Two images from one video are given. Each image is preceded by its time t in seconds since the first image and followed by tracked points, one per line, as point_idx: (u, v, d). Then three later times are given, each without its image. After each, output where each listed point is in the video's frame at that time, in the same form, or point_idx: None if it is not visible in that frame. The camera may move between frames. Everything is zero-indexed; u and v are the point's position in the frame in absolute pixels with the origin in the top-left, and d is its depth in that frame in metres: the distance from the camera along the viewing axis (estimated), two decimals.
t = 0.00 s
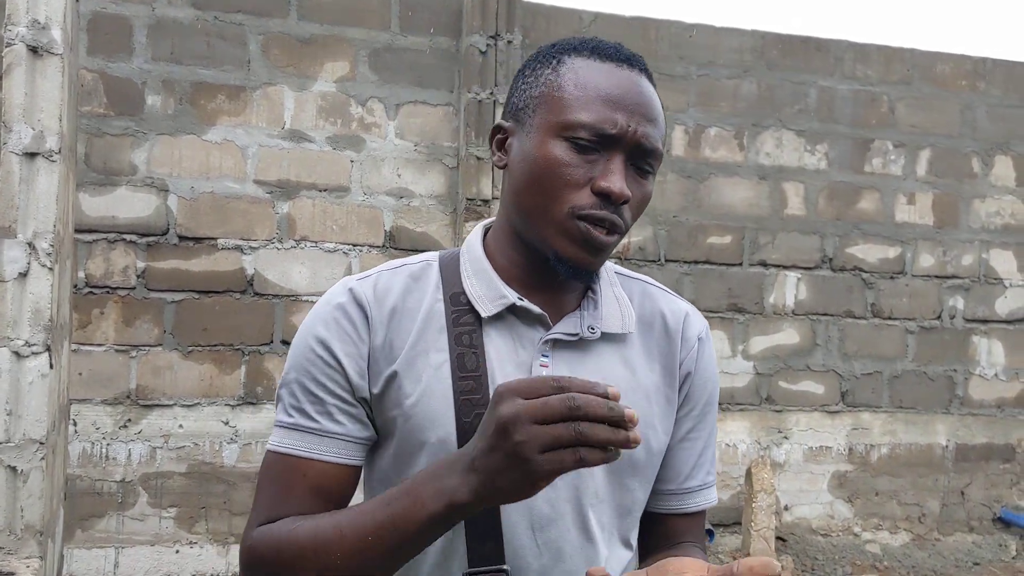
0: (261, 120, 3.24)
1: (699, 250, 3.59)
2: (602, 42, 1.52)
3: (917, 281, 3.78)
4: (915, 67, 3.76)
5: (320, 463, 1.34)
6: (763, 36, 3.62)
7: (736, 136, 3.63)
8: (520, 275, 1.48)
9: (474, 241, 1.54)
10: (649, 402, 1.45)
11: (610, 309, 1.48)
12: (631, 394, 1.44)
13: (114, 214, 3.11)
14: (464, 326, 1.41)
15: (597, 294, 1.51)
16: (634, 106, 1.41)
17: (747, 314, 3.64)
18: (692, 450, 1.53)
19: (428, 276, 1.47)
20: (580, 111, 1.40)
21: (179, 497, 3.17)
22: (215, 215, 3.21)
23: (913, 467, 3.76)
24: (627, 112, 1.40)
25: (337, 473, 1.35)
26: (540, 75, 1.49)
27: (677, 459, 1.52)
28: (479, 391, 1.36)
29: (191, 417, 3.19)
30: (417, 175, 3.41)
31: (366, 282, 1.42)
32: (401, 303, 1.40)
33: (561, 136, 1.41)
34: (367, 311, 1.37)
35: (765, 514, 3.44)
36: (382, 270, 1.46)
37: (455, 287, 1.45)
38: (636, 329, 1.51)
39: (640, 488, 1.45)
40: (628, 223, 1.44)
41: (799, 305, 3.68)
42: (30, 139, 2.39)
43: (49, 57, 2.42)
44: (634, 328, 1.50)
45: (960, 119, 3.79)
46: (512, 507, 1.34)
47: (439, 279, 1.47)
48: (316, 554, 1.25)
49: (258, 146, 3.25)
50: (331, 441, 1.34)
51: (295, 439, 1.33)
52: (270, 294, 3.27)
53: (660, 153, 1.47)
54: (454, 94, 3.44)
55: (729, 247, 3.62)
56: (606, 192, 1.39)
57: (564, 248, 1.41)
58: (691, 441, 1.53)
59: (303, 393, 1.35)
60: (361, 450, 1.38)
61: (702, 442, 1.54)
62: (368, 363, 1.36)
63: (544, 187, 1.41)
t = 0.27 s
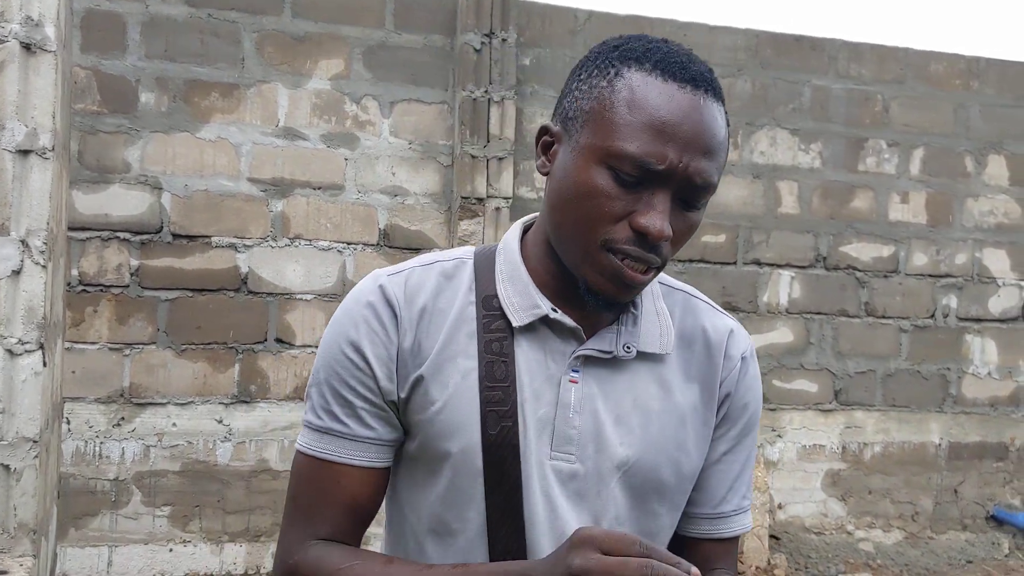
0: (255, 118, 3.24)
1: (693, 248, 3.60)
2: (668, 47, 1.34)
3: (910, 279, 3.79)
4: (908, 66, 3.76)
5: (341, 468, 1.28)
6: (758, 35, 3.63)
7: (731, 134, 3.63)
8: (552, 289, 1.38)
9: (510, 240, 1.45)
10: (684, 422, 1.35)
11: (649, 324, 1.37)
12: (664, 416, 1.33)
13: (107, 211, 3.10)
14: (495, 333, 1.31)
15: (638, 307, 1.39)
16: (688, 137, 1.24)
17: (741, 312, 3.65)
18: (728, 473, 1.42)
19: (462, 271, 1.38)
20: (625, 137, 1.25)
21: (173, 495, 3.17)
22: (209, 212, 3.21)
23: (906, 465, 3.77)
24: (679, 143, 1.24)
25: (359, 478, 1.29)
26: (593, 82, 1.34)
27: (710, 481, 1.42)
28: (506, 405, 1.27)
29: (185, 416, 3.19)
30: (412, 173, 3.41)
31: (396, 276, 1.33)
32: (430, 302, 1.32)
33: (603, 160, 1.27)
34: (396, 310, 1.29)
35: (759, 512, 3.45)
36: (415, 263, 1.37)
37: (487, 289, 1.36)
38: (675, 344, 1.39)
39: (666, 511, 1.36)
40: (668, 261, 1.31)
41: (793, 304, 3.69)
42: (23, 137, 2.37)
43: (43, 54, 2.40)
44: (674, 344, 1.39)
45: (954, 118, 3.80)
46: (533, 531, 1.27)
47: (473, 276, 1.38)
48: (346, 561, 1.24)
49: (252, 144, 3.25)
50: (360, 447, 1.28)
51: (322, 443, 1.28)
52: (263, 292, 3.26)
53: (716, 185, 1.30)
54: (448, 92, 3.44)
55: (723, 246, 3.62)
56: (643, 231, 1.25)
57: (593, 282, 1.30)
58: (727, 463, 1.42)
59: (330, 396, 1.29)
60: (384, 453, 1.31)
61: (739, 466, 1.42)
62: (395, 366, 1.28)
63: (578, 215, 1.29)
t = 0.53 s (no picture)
0: (254, 117, 3.24)
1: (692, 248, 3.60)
2: (704, 59, 1.34)
3: (909, 279, 3.79)
4: (907, 66, 3.76)
5: (357, 461, 1.37)
6: (757, 34, 3.62)
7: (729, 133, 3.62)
8: (581, 305, 1.43)
9: (545, 249, 1.51)
10: (708, 445, 1.38)
11: (679, 345, 1.40)
12: (686, 438, 1.37)
13: (107, 211, 3.10)
14: (519, 344, 1.39)
15: (669, 328, 1.43)
16: (715, 154, 1.23)
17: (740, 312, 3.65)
18: (760, 498, 1.43)
19: (489, 279, 1.47)
20: (650, 153, 1.26)
21: (172, 495, 3.17)
22: (208, 212, 3.21)
23: (905, 464, 3.77)
24: (705, 160, 1.23)
25: (365, 469, 1.37)
26: (624, 96, 1.35)
27: (742, 505, 1.44)
28: (525, 418, 1.35)
29: (184, 415, 3.19)
30: (411, 172, 3.41)
31: (422, 279, 1.44)
32: (452, 309, 1.41)
33: (627, 176, 1.28)
34: (417, 312, 1.40)
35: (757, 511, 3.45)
36: (440, 268, 1.47)
37: (516, 299, 1.43)
38: (706, 367, 1.42)
39: (688, 532, 1.40)
40: (693, 280, 1.30)
41: (792, 303, 3.69)
42: (23, 136, 2.36)
43: (42, 54, 2.40)
44: (704, 365, 1.42)
45: (953, 117, 3.81)
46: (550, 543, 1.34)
47: (501, 285, 1.46)
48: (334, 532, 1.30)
49: (251, 143, 3.25)
50: (369, 440, 1.37)
51: (335, 432, 1.37)
52: (262, 292, 3.26)
53: (748, 202, 1.29)
54: (447, 92, 3.44)
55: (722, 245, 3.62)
56: (664, 251, 1.25)
57: (616, 297, 1.32)
58: (759, 487, 1.44)
59: (347, 387, 1.39)
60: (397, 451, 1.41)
61: (772, 490, 1.44)
62: (410, 366, 1.39)
63: (602, 230, 1.31)
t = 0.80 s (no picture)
0: (253, 117, 3.24)
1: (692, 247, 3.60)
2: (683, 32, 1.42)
3: (909, 279, 3.80)
4: (907, 66, 3.76)
5: (370, 454, 1.41)
6: (757, 34, 3.62)
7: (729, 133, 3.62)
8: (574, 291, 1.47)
9: (550, 245, 1.55)
10: (709, 441, 1.36)
11: (678, 340, 1.41)
12: (687, 435, 1.36)
13: (106, 210, 3.10)
14: (518, 338, 1.41)
15: (670, 321, 1.45)
16: (674, 111, 1.32)
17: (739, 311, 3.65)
18: (771, 502, 1.40)
19: (495, 275, 1.50)
20: (613, 113, 1.36)
21: (171, 494, 3.17)
22: (208, 212, 3.21)
23: (905, 464, 3.77)
24: (664, 117, 1.32)
25: (371, 462, 1.41)
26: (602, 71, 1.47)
27: (753, 509, 1.41)
28: (520, 410, 1.36)
29: (183, 415, 3.19)
30: (410, 172, 3.41)
31: (430, 274, 1.48)
32: (455, 303, 1.45)
33: (595, 138, 1.38)
34: (422, 306, 1.44)
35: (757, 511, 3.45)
36: (449, 264, 1.52)
37: (518, 295, 1.46)
38: (711, 363, 1.41)
39: (688, 533, 1.38)
40: (660, 240, 1.36)
41: (791, 303, 3.70)
42: (23, 136, 2.36)
43: (42, 53, 2.39)
44: (708, 361, 1.41)
45: (952, 117, 3.81)
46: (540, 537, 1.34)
47: (506, 281, 1.49)
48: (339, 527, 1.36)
49: (251, 143, 3.25)
50: (376, 431, 1.41)
51: (343, 424, 1.41)
52: (262, 291, 3.26)
53: (714, 163, 1.35)
54: (447, 92, 3.44)
55: (722, 245, 3.62)
56: (624, 205, 1.33)
57: (584, 260, 1.39)
58: (770, 490, 1.41)
59: (356, 379, 1.44)
60: (406, 442, 1.45)
61: (784, 494, 1.41)
62: (414, 360, 1.42)
63: (572, 193, 1.40)
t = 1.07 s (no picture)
0: (252, 116, 3.24)
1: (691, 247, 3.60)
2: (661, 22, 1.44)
3: (908, 279, 3.79)
4: (906, 65, 3.76)
5: (381, 467, 1.51)
6: (756, 33, 3.62)
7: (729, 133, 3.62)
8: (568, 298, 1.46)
9: (547, 248, 1.55)
10: (705, 455, 1.35)
11: (673, 349, 1.40)
12: (683, 449, 1.34)
13: (105, 210, 3.10)
14: (510, 345, 1.41)
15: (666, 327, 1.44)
16: (652, 95, 1.33)
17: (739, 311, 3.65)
18: (776, 515, 1.40)
19: (491, 280, 1.51)
20: (592, 104, 1.38)
21: (170, 494, 3.17)
22: (207, 212, 3.20)
23: (904, 464, 3.77)
24: (642, 101, 1.33)
25: (380, 474, 1.51)
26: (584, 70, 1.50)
27: (758, 522, 1.42)
28: (511, 419, 1.36)
29: (182, 415, 3.18)
30: (409, 171, 3.41)
31: (426, 281, 1.49)
32: (449, 311, 1.45)
33: (577, 132, 1.40)
34: (415, 315, 1.45)
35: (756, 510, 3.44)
36: (446, 269, 1.52)
37: (513, 300, 1.46)
38: (708, 373, 1.39)
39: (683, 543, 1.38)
40: (648, 229, 1.35)
41: (790, 302, 3.70)
42: (20, 135, 2.36)
43: (40, 52, 2.39)
44: (705, 371, 1.39)
45: (951, 117, 3.81)
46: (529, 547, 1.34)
47: (502, 286, 1.50)
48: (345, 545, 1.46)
49: (250, 143, 3.24)
50: (382, 445, 1.50)
51: (354, 439, 1.51)
52: (261, 291, 3.26)
53: (697, 147, 1.34)
54: (446, 91, 3.44)
55: (721, 244, 3.62)
56: (608, 195, 1.34)
57: (572, 256, 1.39)
58: (775, 503, 1.40)
59: (360, 395, 1.50)
60: (414, 450, 1.53)
61: (790, 507, 1.40)
62: (408, 371, 1.44)
63: (559, 190, 1.41)
